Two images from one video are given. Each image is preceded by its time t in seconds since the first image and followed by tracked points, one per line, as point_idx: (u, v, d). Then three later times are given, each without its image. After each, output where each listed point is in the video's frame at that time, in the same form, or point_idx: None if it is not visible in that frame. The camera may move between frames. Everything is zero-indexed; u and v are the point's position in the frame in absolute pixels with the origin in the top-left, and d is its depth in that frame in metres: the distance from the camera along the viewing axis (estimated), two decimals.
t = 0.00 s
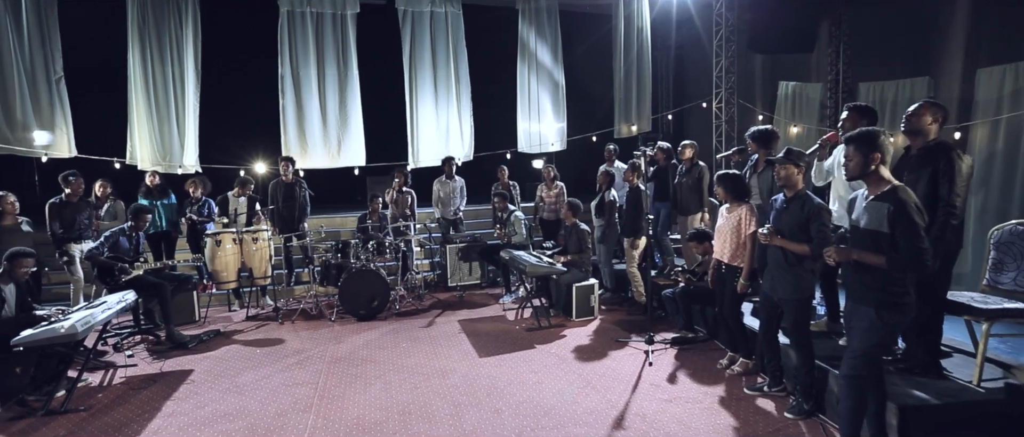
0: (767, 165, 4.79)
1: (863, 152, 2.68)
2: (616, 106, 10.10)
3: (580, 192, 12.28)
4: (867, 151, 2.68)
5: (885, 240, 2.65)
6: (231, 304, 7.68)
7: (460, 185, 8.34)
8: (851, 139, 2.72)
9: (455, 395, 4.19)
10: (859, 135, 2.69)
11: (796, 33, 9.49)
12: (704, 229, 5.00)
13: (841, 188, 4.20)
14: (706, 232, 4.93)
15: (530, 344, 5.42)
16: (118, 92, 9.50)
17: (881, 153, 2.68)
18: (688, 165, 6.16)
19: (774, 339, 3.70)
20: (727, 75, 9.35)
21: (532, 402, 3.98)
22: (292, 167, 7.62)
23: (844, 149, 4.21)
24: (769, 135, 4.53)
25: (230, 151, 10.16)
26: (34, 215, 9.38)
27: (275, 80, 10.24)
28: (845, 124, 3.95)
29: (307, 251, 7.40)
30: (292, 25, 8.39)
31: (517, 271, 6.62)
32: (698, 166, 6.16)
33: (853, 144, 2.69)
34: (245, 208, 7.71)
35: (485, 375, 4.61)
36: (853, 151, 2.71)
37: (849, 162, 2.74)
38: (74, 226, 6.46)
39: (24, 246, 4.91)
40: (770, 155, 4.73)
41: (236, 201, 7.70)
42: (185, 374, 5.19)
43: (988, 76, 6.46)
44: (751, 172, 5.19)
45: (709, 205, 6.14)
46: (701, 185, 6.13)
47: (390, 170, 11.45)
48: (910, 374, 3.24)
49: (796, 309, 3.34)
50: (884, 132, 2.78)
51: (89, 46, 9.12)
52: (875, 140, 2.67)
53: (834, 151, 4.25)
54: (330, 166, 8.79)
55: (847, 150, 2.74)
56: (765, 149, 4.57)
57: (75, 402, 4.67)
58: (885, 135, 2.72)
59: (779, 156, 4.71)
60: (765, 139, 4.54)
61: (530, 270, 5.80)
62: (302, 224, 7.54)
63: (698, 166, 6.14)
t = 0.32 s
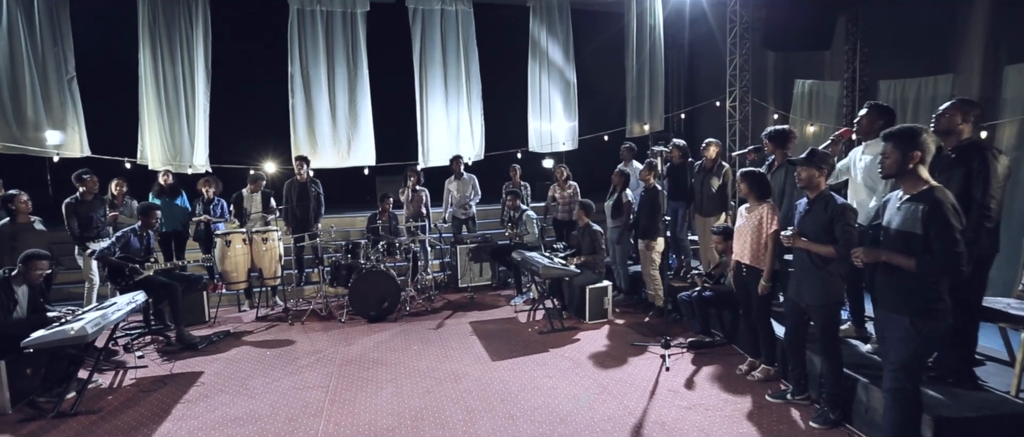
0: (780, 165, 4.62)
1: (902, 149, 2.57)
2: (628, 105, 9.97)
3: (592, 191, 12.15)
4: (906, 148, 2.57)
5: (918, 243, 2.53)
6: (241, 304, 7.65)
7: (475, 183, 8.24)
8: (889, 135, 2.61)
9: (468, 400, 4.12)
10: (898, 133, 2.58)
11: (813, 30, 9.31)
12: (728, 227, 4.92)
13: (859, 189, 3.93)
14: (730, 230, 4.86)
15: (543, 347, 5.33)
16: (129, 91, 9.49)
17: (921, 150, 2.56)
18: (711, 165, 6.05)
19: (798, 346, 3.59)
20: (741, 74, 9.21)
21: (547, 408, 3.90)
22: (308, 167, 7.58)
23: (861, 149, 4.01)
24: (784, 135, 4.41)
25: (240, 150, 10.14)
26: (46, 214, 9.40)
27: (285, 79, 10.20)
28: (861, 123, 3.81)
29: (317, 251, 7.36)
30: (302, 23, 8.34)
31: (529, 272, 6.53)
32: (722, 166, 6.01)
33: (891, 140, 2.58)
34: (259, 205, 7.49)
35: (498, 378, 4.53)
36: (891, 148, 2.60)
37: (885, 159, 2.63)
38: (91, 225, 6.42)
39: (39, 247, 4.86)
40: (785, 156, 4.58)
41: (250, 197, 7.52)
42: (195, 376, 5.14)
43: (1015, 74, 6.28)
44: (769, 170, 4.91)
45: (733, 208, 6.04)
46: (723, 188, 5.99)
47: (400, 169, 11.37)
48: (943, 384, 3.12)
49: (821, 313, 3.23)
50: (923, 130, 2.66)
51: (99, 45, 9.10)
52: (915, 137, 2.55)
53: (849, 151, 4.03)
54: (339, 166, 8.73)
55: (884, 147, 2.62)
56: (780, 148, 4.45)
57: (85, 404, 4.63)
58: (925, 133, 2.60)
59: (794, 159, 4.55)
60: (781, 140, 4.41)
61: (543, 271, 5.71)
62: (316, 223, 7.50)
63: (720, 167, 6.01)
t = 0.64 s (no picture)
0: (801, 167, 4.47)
1: (944, 150, 2.45)
2: (642, 104, 9.83)
3: (604, 192, 12.02)
4: (950, 149, 2.45)
5: (965, 248, 2.41)
6: (252, 305, 7.60)
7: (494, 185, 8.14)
8: (931, 135, 2.50)
9: (484, 407, 4.02)
10: (942, 132, 2.46)
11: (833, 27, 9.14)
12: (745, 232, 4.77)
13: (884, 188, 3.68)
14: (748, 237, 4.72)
15: (558, 351, 5.23)
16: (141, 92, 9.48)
17: (966, 151, 2.44)
18: (732, 166, 5.90)
19: (828, 354, 3.45)
20: (757, 72, 9.08)
21: (566, 415, 3.80)
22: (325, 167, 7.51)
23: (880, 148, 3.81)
24: (799, 137, 4.29)
25: (252, 150, 10.12)
26: (60, 214, 9.43)
27: (296, 79, 10.15)
28: (884, 124, 3.61)
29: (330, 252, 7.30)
30: (313, 22, 8.27)
31: (543, 274, 6.42)
32: (741, 167, 5.86)
33: (933, 140, 2.47)
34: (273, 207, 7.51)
35: (514, 384, 4.43)
36: (933, 148, 2.48)
37: (927, 161, 2.51)
38: (109, 226, 6.39)
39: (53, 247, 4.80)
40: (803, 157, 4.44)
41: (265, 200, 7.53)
42: (206, 379, 5.09)
43: None
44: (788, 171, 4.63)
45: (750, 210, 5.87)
46: (742, 188, 5.84)
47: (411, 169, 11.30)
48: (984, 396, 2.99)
49: (855, 321, 3.10)
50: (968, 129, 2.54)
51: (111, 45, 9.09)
52: (960, 137, 2.43)
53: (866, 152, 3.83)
54: (350, 166, 8.67)
55: (925, 147, 2.51)
56: (796, 151, 4.32)
57: (96, 407, 4.58)
58: (971, 132, 2.49)
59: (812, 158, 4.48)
60: (797, 142, 4.28)
61: (558, 274, 5.60)
62: (331, 225, 7.44)
63: (741, 169, 5.85)
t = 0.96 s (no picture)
0: (831, 165, 4.23)
1: (993, 150, 2.37)
2: (657, 103, 9.66)
3: (619, 192, 11.88)
4: (1000, 149, 2.36)
5: (1021, 255, 2.27)
6: (265, 306, 7.54)
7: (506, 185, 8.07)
8: (977, 135, 2.42)
9: (501, 415, 3.91)
10: (993, 132, 2.38)
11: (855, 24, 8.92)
12: (775, 231, 4.68)
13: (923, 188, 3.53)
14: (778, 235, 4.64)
15: (575, 356, 5.11)
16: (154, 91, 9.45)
17: (1017, 152, 2.35)
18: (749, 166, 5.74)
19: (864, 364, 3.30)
20: (776, 70, 8.91)
21: (586, 425, 3.68)
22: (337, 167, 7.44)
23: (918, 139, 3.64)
24: (828, 132, 4.15)
25: (265, 150, 10.09)
26: (74, 214, 9.44)
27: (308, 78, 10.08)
28: (925, 120, 3.43)
29: (343, 253, 7.22)
30: (326, 21, 8.21)
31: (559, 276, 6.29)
32: (756, 165, 5.69)
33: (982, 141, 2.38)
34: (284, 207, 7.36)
35: (531, 390, 4.32)
36: (981, 149, 2.40)
37: (974, 162, 2.43)
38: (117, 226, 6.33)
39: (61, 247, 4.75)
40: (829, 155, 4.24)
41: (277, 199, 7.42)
42: (218, 382, 5.02)
43: None
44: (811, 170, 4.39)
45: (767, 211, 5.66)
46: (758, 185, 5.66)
47: (424, 169, 11.22)
48: None
49: (894, 330, 2.96)
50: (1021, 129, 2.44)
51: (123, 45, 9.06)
52: (1011, 137, 2.34)
53: (903, 145, 3.67)
54: (362, 166, 8.60)
55: (972, 148, 2.43)
56: (823, 146, 4.16)
57: (108, 411, 4.52)
58: None
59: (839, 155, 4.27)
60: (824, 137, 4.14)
61: (576, 277, 5.47)
62: (346, 226, 7.38)
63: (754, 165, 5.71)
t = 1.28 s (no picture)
0: (873, 167, 4.13)
1: None
2: (675, 101, 9.47)
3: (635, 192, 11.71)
4: None
5: None
6: (278, 308, 7.47)
7: (517, 185, 7.96)
8: None
9: (521, 423, 3.78)
10: None
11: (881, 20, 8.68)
12: (805, 233, 4.49)
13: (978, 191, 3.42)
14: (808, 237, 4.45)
15: (596, 362, 4.96)
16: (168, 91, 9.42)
17: None
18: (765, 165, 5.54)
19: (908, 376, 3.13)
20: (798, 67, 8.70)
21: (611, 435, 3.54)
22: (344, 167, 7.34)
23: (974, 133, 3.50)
24: (875, 131, 4.02)
25: (278, 150, 10.05)
26: (89, 214, 9.44)
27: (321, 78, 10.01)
28: (985, 119, 3.27)
29: (355, 254, 7.11)
30: (339, 19, 8.12)
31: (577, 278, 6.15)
32: (773, 164, 5.49)
33: None
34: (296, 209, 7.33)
35: (552, 398, 4.19)
36: None
37: None
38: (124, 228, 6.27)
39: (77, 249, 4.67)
40: (876, 157, 4.13)
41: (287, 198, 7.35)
42: (232, 386, 4.94)
43: None
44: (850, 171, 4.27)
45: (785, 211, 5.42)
46: (773, 184, 5.46)
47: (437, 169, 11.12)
48: None
49: (943, 340, 2.81)
50: None
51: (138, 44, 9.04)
52: None
53: (960, 144, 3.54)
54: (376, 166, 8.51)
55: None
56: (869, 146, 4.05)
57: (121, 415, 4.45)
58: None
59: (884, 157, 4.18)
60: (871, 136, 4.02)
61: (595, 280, 5.31)
62: (354, 226, 7.28)
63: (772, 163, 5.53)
